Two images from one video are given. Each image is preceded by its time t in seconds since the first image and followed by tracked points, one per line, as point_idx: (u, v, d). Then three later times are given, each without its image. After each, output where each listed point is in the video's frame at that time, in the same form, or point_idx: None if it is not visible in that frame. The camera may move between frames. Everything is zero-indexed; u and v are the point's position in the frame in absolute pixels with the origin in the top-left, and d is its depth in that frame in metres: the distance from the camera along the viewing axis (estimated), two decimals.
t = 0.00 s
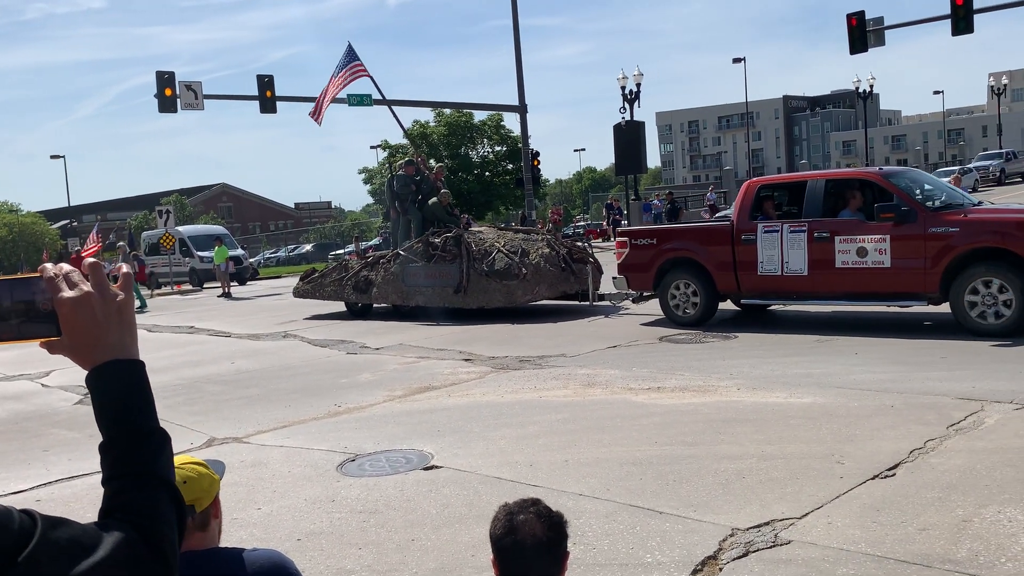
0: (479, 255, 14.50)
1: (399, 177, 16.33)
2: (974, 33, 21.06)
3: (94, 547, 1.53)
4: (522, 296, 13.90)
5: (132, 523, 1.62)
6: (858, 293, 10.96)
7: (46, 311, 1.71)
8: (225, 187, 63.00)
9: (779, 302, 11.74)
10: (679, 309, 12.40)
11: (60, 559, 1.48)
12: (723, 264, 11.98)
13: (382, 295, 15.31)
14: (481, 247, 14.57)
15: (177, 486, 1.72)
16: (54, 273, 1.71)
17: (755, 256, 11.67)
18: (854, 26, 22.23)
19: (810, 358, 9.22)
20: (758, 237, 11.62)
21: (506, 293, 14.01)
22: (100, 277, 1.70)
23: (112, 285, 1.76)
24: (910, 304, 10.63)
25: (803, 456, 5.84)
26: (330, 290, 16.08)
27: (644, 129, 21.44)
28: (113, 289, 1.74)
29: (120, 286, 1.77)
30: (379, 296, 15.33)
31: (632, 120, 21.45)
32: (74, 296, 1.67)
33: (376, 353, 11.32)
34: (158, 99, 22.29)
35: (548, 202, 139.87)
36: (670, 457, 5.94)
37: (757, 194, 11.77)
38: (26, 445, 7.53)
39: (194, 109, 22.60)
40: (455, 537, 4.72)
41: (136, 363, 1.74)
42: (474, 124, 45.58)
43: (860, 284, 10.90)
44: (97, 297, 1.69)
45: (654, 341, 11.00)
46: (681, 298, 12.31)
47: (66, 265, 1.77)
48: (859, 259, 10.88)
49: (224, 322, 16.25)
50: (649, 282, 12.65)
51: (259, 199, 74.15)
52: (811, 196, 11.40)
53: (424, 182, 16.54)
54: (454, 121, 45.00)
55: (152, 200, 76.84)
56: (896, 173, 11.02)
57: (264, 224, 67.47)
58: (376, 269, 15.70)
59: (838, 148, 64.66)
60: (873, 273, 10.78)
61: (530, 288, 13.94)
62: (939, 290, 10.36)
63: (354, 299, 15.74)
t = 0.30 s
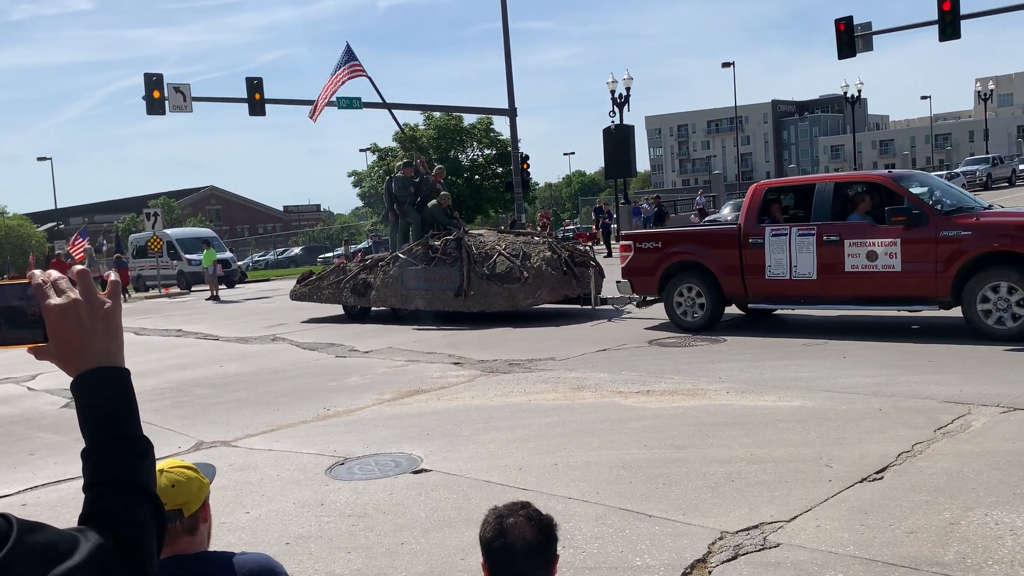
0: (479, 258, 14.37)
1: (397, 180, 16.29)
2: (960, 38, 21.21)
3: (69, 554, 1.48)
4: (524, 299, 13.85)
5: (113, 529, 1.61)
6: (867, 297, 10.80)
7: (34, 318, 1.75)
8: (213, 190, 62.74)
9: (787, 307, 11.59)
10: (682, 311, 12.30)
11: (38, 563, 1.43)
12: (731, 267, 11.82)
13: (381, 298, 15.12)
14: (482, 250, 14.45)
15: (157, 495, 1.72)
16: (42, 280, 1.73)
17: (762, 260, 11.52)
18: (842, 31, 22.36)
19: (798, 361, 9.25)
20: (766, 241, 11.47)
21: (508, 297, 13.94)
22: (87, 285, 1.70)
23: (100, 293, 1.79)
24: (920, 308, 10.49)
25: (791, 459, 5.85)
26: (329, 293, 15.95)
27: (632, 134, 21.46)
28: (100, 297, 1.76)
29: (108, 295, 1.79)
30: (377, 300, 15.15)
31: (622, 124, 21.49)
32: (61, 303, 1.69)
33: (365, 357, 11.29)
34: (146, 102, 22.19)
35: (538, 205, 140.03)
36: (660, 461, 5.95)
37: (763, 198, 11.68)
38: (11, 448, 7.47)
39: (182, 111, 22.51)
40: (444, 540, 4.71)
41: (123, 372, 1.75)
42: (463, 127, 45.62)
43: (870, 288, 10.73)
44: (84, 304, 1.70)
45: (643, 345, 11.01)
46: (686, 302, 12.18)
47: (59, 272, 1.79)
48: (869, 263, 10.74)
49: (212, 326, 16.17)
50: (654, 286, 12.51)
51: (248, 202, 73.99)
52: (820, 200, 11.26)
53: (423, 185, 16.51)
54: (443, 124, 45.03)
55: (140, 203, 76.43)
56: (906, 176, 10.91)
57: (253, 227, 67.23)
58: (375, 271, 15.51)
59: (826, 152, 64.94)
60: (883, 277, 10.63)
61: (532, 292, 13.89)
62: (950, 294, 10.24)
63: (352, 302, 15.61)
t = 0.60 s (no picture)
0: (482, 259, 14.34)
1: (397, 179, 16.22)
2: (948, 41, 21.33)
3: (57, 557, 1.46)
4: (527, 300, 13.79)
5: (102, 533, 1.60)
6: (878, 298, 10.76)
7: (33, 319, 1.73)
8: (202, 190, 62.51)
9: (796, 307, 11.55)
10: (688, 310, 12.22)
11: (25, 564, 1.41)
12: (739, 268, 11.77)
13: (381, 299, 15.04)
14: (484, 251, 14.41)
15: (149, 501, 1.71)
16: (41, 281, 1.70)
17: (771, 260, 11.48)
18: (831, 33, 22.46)
19: (787, 362, 9.29)
20: (775, 241, 11.43)
21: (511, 298, 13.90)
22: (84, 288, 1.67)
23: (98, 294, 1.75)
24: (931, 309, 10.44)
25: (781, 459, 5.87)
26: (327, 293, 15.84)
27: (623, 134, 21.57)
28: (98, 298, 1.73)
29: (107, 295, 1.76)
30: (377, 300, 15.08)
31: (612, 125, 21.50)
32: (57, 305, 1.66)
33: (355, 358, 11.27)
34: (135, 102, 22.10)
35: (528, 206, 140.13)
36: (650, 461, 5.96)
37: (772, 198, 11.63)
38: None
39: (171, 112, 22.43)
40: (434, 541, 4.71)
41: (119, 376, 1.72)
42: (453, 129, 45.65)
43: (881, 289, 10.69)
44: (80, 306, 1.67)
45: (633, 345, 11.04)
46: (694, 303, 12.10)
47: (57, 273, 1.76)
48: (880, 264, 10.70)
49: (202, 327, 16.12)
50: (659, 287, 12.46)
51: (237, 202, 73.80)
52: (830, 199, 11.22)
53: (423, 184, 16.42)
54: (433, 126, 45.05)
55: (128, 204, 76.04)
56: (917, 175, 10.84)
57: (242, 228, 67.01)
58: (375, 272, 15.41)
59: (815, 154, 65.18)
60: (894, 278, 10.59)
61: (535, 294, 13.83)
62: (963, 296, 10.20)
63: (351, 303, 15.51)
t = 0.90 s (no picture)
0: (481, 257, 14.24)
1: (394, 177, 16.11)
2: (932, 40, 21.46)
3: (104, 563, 1.54)
4: (526, 299, 13.74)
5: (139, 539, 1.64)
6: (887, 296, 10.64)
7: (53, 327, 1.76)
8: (187, 190, 62.16)
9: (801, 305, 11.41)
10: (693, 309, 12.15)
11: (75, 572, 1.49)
12: (743, 266, 11.66)
13: (378, 299, 14.92)
14: (483, 249, 14.30)
15: (180, 505, 1.75)
16: (61, 288, 1.74)
17: (776, 258, 11.35)
18: (816, 33, 22.59)
19: (773, 360, 9.33)
20: (781, 238, 11.29)
21: (511, 297, 13.85)
22: (106, 294, 1.71)
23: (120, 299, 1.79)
24: (940, 307, 10.35)
25: (766, 457, 5.90)
26: (323, 292, 15.72)
27: (609, 135, 21.44)
28: (120, 303, 1.77)
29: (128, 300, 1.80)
30: (374, 300, 14.96)
31: (598, 124, 21.53)
32: (80, 312, 1.70)
33: (341, 358, 11.25)
34: (119, 101, 21.97)
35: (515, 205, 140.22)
36: (636, 459, 5.98)
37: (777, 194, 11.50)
38: None
39: (156, 111, 22.31)
40: (421, 541, 4.71)
41: (145, 381, 1.76)
42: (439, 128, 45.61)
43: (890, 286, 10.56)
44: (103, 313, 1.71)
45: (619, 344, 11.06)
46: (698, 303, 12.01)
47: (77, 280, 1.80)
48: (888, 261, 10.58)
49: (187, 327, 16.06)
50: (661, 285, 12.38)
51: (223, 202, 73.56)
52: (836, 196, 11.09)
53: (420, 182, 16.30)
54: (420, 125, 44.99)
55: (112, 203, 75.55)
56: (924, 172, 10.76)
57: (228, 228, 66.69)
58: (372, 271, 15.27)
59: (799, 153, 65.42)
60: (903, 275, 10.48)
61: (535, 292, 13.77)
62: (973, 293, 10.11)
63: (348, 302, 15.41)
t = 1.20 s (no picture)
0: (479, 256, 14.08)
1: (389, 176, 15.96)
2: (914, 40, 21.60)
3: (188, 548, 1.56)
4: (526, 299, 13.58)
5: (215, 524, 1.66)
6: (895, 294, 10.50)
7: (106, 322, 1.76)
8: (170, 190, 61.78)
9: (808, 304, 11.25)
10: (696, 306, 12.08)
11: (166, 556, 1.51)
12: (748, 265, 11.53)
13: (374, 298, 14.70)
14: (481, 248, 14.14)
15: (247, 489, 1.76)
16: (111, 283, 1.74)
17: (782, 256, 11.21)
18: (800, 33, 22.71)
19: (758, 358, 9.37)
20: (786, 237, 11.15)
21: (510, 297, 13.66)
22: (157, 286, 1.71)
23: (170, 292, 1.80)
24: (949, 306, 10.22)
25: (751, 455, 5.93)
26: (318, 292, 15.56)
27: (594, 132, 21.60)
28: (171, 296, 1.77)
29: (178, 294, 1.81)
30: (370, 300, 14.72)
31: (583, 124, 21.55)
32: (133, 304, 1.71)
33: (326, 358, 11.22)
34: (102, 100, 21.82)
35: (500, 204, 140.19)
36: (622, 458, 6.00)
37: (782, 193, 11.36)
38: None
39: (139, 111, 22.16)
40: (406, 542, 4.71)
41: (199, 371, 1.75)
42: (424, 127, 45.56)
43: (898, 285, 10.43)
44: (155, 305, 1.71)
45: (605, 343, 11.08)
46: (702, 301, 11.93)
47: (125, 275, 1.80)
48: (896, 259, 10.43)
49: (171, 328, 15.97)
50: (663, 285, 12.25)
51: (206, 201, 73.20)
52: (843, 194, 10.95)
53: (416, 181, 16.16)
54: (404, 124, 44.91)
55: (94, 203, 74.99)
56: (931, 169, 10.62)
57: (211, 228, 66.33)
58: (368, 271, 15.09)
59: (783, 152, 65.71)
60: (912, 274, 10.33)
61: (534, 292, 13.61)
62: (982, 291, 9.95)
63: (343, 302, 15.22)
